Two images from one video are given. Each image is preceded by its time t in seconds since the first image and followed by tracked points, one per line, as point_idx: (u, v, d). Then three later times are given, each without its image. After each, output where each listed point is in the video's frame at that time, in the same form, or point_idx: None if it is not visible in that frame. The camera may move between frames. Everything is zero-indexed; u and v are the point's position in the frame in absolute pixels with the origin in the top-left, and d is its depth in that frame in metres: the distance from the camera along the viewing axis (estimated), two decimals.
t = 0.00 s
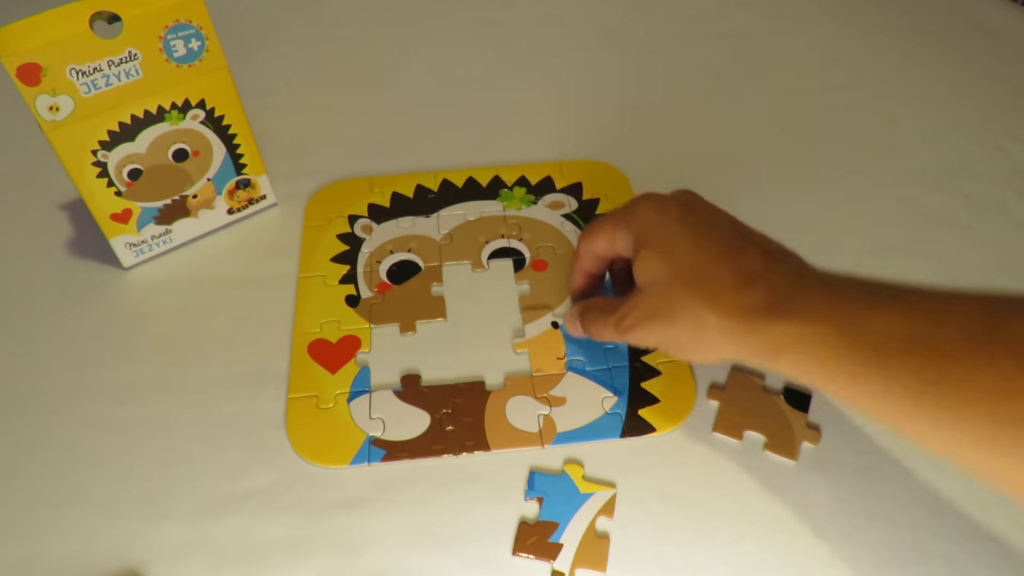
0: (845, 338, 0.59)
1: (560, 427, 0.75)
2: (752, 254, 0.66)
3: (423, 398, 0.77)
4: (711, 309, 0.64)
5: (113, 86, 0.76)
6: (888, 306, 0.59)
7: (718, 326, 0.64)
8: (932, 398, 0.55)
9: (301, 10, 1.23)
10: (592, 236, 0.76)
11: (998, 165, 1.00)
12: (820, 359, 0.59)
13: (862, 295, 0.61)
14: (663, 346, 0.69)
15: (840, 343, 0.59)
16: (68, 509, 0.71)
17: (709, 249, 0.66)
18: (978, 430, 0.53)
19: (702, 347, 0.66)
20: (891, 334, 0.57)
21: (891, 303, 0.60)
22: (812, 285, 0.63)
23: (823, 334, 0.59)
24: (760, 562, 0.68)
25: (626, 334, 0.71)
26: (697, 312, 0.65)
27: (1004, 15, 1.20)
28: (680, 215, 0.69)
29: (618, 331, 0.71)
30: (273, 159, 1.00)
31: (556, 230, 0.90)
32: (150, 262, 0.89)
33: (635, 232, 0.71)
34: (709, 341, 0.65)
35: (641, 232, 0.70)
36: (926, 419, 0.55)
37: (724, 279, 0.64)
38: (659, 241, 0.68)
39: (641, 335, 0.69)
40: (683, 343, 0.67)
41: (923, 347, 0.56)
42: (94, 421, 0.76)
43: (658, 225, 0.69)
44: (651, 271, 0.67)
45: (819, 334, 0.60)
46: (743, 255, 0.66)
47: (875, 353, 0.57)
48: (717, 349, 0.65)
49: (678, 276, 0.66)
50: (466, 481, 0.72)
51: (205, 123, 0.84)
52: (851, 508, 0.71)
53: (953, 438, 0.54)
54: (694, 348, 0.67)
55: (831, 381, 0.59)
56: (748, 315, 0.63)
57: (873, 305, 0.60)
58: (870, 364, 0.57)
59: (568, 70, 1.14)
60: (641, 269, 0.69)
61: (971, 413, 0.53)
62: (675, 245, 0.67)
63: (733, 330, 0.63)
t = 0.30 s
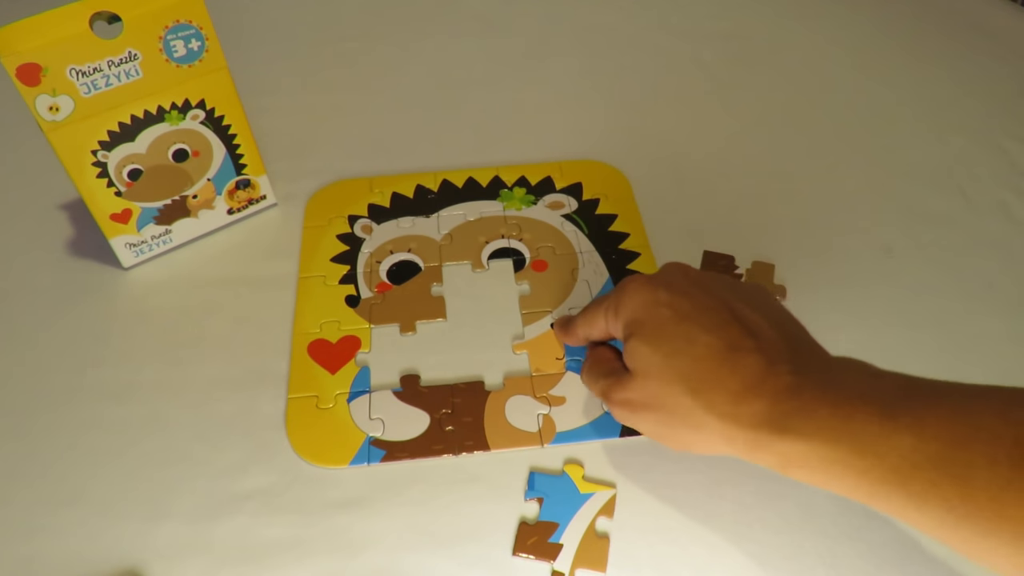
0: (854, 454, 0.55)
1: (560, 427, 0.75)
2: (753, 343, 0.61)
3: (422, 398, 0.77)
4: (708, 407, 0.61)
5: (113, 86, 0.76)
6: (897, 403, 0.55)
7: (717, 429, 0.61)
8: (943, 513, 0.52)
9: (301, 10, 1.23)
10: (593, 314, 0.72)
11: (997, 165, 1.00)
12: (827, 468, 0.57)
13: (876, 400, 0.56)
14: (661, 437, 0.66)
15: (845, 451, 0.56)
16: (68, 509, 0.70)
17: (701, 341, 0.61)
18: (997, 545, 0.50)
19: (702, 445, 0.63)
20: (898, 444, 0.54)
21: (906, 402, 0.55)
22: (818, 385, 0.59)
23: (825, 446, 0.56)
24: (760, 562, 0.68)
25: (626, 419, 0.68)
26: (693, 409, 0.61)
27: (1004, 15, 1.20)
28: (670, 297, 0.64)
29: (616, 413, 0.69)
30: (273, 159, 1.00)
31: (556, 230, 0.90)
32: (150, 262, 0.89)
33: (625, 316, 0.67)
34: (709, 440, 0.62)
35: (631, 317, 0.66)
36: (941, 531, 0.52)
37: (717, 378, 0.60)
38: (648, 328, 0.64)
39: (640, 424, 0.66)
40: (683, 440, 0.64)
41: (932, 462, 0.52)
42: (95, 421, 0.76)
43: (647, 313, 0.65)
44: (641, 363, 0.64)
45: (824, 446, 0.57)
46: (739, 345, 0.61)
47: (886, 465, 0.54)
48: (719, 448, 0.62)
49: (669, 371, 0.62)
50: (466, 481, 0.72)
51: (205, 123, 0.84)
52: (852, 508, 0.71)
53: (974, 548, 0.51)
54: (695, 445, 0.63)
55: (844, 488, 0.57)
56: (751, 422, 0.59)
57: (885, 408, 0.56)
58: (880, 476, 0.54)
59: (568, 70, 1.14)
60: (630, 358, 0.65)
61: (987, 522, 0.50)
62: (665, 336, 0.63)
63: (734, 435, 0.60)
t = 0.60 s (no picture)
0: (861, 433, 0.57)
1: (560, 427, 0.75)
2: (780, 329, 0.65)
3: (422, 398, 0.77)
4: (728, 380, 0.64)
5: (113, 86, 0.76)
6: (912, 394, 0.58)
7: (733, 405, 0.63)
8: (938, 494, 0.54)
9: (301, 10, 1.23)
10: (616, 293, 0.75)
11: (997, 166, 1.00)
12: (832, 443, 0.59)
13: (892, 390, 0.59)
14: (673, 417, 0.68)
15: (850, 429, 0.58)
16: (68, 509, 0.70)
17: (729, 321, 0.65)
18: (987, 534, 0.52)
19: (715, 424, 0.65)
20: (910, 426, 0.56)
21: (931, 390, 0.58)
22: (839, 368, 0.62)
23: (836, 415, 0.59)
24: (761, 561, 0.68)
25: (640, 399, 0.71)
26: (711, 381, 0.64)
27: (1003, 15, 1.20)
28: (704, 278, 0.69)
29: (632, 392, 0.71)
30: (273, 159, 1.00)
31: (556, 230, 0.90)
32: (149, 262, 0.89)
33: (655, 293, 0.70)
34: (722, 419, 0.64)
35: (661, 294, 0.70)
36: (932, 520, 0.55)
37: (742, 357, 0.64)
38: (677, 305, 0.68)
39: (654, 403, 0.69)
40: (695, 419, 0.66)
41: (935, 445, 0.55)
42: (95, 421, 0.76)
43: (680, 289, 0.68)
44: (666, 336, 0.67)
45: (833, 421, 0.59)
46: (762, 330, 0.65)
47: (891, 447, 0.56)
48: (732, 430, 0.65)
49: (692, 346, 0.65)
50: (466, 481, 0.72)
51: (205, 123, 0.84)
52: (852, 508, 0.71)
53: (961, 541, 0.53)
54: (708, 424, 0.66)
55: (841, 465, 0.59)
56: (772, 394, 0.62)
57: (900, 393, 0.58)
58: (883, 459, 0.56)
59: (568, 70, 1.14)
60: (656, 333, 0.68)
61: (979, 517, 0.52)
62: (693, 311, 0.67)
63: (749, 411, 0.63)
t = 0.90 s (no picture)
0: None
1: (560, 427, 0.75)
2: (931, 216, 0.67)
3: (422, 398, 0.77)
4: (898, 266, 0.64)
5: (113, 86, 0.76)
6: None
7: (899, 288, 0.64)
8: None
9: (300, 10, 1.23)
10: (790, 195, 0.76)
11: (996, 167, 1.00)
12: (1002, 308, 0.60)
13: None
14: (841, 305, 0.69)
15: None
16: (68, 509, 0.71)
17: (911, 213, 0.67)
18: None
19: (886, 310, 0.66)
20: None
21: None
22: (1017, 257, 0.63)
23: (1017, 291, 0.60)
24: (760, 562, 0.68)
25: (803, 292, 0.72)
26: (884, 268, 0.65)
27: (1003, 16, 1.20)
28: (890, 179, 0.71)
29: (798, 284, 0.72)
30: (273, 159, 1.00)
31: (557, 230, 0.90)
32: (149, 262, 0.89)
33: (843, 191, 0.72)
34: (892, 303, 0.65)
35: (845, 192, 0.71)
36: None
37: (922, 239, 0.65)
38: (858, 197, 0.70)
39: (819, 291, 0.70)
40: (865, 304, 0.67)
41: None
42: (95, 421, 0.76)
43: (863, 187, 0.71)
44: (847, 223, 0.69)
45: (1016, 298, 0.60)
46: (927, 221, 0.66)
47: None
48: (904, 311, 0.65)
49: (882, 224, 0.67)
50: (467, 481, 0.72)
51: (205, 123, 0.84)
52: (852, 508, 0.71)
53: None
54: (876, 311, 0.67)
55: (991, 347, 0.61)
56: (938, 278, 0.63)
57: None
58: None
59: (569, 70, 1.14)
60: (836, 222, 0.70)
61: None
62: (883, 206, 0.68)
63: (923, 297, 0.63)
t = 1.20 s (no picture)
0: None
1: (560, 427, 0.75)
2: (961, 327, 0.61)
3: (422, 398, 0.77)
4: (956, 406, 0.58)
5: (113, 86, 0.76)
6: None
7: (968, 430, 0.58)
8: None
9: (300, 10, 1.23)
10: (809, 316, 0.71)
11: (997, 166, 1.00)
12: None
13: None
14: (904, 449, 0.61)
15: None
16: (68, 509, 0.70)
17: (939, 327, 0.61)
18: None
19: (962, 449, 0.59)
20: None
21: None
22: None
23: None
24: (760, 562, 0.68)
25: (866, 450, 0.63)
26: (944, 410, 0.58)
27: (1003, 15, 1.20)
28: (904, 300, 0.65)
29: (852, 445, 0.63)
30: (273, 159, 1.00)
31: (557, 230, 0.90)
32: (150, 262, 0.89)
33: (859, 322, 0.66)
34: (965, 444, 0.59)
35: (863, 322, 0.65)
36: None
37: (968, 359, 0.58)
38: (875, 322, 0.65)
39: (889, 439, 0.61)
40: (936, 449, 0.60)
41: None
42: (95, 421, 0.76)
43: (879, 315, 0.65)
44: (884, 364, 0.62)
45: None
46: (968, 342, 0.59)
47: None
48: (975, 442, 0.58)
49: (916, 360, 0.60)
50: (466, 481, 0.72)
51: (205, 123, 0.84)
52: (853, 508, 0.71)
53: None
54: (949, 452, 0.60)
55: None
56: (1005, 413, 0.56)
57: None
58: None
59: (569, 70, 1.14)
60: (865, 363, 0.63)
61: None
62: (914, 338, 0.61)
63: (993, 425, 0.57)
